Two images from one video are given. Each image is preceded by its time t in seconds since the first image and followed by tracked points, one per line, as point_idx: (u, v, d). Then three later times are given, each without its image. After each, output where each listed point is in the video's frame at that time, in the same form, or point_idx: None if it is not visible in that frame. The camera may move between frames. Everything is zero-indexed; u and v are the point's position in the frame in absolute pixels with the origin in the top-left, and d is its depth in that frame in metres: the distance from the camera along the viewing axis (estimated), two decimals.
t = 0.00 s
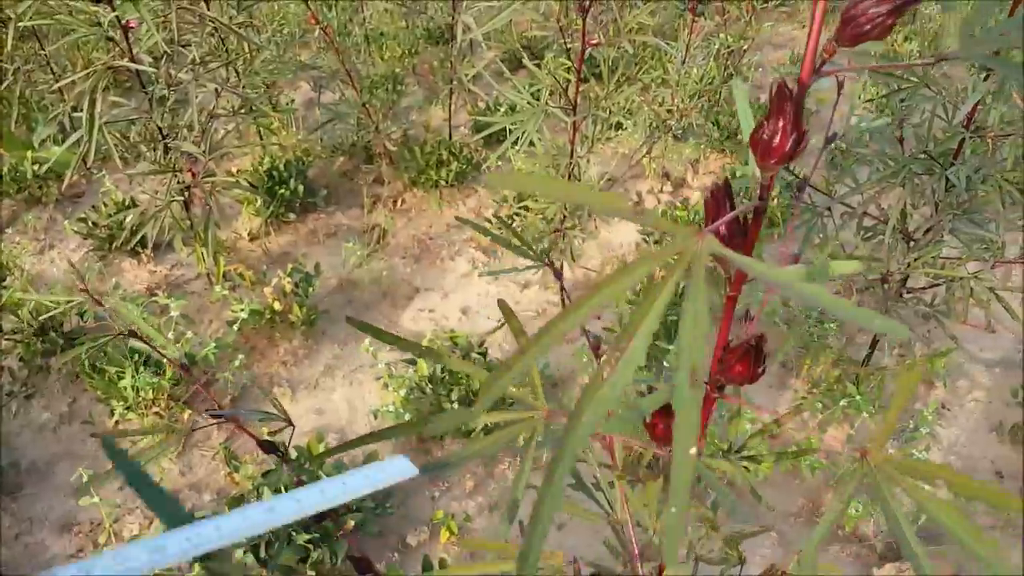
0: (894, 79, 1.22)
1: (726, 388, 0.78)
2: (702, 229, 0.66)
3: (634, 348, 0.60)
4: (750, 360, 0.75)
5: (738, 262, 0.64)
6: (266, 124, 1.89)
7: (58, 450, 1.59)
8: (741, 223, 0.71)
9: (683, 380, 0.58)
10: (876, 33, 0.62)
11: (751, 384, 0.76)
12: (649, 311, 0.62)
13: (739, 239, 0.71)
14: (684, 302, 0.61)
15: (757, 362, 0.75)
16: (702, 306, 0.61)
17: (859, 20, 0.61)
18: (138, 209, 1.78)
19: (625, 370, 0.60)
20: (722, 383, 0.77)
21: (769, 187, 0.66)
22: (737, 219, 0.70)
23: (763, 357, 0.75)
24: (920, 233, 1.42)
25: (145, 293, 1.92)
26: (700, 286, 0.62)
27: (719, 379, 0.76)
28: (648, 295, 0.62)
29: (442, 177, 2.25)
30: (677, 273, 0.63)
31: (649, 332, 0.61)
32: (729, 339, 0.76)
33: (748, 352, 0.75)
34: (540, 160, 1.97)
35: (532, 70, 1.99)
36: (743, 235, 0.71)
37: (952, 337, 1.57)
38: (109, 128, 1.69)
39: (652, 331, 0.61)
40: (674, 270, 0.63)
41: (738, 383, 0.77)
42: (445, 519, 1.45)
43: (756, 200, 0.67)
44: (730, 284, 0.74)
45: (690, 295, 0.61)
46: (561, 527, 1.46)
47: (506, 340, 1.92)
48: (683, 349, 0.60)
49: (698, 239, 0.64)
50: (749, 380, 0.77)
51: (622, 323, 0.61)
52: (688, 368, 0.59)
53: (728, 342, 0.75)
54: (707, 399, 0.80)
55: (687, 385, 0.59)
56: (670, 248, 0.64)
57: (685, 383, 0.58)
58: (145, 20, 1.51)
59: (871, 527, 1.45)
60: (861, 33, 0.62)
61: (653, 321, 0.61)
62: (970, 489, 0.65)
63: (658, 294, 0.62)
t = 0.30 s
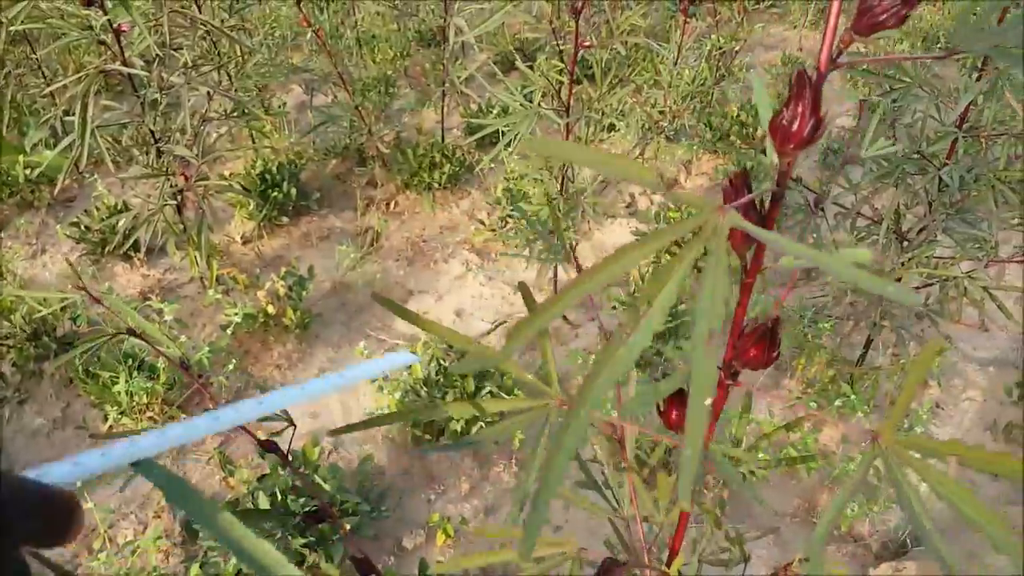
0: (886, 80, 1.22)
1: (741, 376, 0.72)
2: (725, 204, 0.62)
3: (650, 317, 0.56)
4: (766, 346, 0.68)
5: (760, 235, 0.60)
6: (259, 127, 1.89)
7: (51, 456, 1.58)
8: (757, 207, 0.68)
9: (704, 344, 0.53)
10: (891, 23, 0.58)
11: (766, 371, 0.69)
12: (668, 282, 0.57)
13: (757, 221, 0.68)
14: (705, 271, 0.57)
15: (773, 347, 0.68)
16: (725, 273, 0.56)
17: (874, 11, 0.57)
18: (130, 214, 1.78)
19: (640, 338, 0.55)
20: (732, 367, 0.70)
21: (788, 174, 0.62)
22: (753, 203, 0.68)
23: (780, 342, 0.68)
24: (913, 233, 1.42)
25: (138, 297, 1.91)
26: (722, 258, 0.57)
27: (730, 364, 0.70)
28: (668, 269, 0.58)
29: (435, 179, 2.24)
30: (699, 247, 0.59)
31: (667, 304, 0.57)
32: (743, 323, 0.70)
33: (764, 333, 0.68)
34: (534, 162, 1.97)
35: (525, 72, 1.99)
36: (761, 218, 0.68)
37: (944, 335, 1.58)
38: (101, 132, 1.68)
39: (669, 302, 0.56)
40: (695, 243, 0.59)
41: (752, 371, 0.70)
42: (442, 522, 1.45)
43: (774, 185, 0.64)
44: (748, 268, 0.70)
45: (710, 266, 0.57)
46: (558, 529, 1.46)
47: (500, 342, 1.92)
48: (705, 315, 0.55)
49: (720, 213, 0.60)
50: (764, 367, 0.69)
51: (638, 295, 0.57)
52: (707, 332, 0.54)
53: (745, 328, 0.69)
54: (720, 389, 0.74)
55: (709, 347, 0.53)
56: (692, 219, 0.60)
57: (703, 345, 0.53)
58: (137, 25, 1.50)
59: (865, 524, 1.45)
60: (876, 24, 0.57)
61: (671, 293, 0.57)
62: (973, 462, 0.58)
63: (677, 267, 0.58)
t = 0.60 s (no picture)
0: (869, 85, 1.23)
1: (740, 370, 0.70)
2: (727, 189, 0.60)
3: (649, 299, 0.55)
4: (765, 341, 0.67)
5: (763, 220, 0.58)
6: (241, 131, 1.87)
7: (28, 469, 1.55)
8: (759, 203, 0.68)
9: (701, 325, 0.54)
10: (889, 26, 0.56)
11: (764, 367, 0.67)
12: (667, 266, 0.56)
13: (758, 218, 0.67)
14: (703, 255, 0.57)
15: (772, 341, 0.67)
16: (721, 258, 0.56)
17: (873, 13, 0.56)
18: (110, 220, 1.75)
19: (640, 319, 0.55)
20: (732, 363, 0.69)
21: (787, 170, 0.61)
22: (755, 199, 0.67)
23: (780, 336, 0.67)
24: (896, 236, 1.43)
25: (118, 305, 1.89)
26: (720, 243, 0.57)
27: (729, 360, 0.68)
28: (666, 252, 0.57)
29: (421, 183, 2.23)
30: (697, 232, 0.58)
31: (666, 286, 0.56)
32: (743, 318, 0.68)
33: (764, 328, 0.66)
34: (520, 166, 1.97)
35: (510, 76, 1.99)
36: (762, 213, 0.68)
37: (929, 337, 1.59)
38: (80, 137, 1.66)
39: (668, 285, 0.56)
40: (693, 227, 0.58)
41: (749, 366, 0.68)
42: (428, 529, 1.44)
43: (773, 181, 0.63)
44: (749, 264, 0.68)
45: (707, 250, 0.57)
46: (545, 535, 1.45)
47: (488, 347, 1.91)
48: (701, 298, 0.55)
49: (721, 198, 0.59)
50: (760, 364, 0.68)
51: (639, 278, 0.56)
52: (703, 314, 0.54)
53: (744, 324, 0.67)
54: (718, 384, 0.72)
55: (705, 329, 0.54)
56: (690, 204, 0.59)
57: (700, 320, 0.54)
58: (117, 28, 1.48)
59: (852, 527, 1.45)
60: (874, 26, 0.56)
61: (671, 276, 0.56)
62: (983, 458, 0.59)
63: (677, 250, 0.57)
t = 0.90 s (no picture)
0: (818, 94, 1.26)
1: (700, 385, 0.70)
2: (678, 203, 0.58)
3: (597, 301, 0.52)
4: (722, 357, 0.66)
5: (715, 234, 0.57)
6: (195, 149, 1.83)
7: None
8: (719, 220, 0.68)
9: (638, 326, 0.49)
10: (842, 53, 0.57)
11: (722, 383, 0.67)
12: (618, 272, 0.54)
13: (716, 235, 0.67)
14: (651, 260, 0.53)
15: (729, 358, 0.66)
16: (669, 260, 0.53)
17: (828, 39, 0.56)
18: (58, 245, 1.70)
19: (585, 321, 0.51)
20: (689, 380, 0.69)
21: (744, 191, 0.61)
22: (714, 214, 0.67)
23: (737, 353, 0.66)
24: (848, 239, 1.46)
25: (69, 332, 1.84)
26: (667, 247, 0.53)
27: (686, 376, 0.68)
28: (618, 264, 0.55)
29: (381, 197, 2.21)
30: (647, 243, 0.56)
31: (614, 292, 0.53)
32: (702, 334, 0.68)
33: (720, 343, 0.66)
34: (479, 179, 1.97)
35: (467, 89, 1.99)
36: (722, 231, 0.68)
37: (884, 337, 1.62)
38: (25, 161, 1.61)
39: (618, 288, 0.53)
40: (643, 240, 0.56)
41: (707, 383, 0.68)
42: (396, 550, 1.42)
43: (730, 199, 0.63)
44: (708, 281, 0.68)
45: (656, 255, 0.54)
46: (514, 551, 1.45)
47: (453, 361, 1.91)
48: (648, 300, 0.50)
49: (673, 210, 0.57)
50: (719, 380, 0.67)
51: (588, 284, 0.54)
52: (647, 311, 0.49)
53: (701, 340, 0.67)
54: (679, 400, 0.72)
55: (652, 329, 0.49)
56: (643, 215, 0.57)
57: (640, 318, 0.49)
58: (61, 48, 1.44)
59: (816, 527, 1.47)
60: (828, 52, 0.56)
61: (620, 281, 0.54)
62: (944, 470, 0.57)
63: (629, 258, 0.55)
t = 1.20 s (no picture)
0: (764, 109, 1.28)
1: (662, 416, 0.70)
2: (643, 242, 0.59)
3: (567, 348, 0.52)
4: (685, 386, 0.67)
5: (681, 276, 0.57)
6: (141, 176, 1.79)
7: None
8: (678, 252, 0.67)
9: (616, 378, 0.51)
10: (797, 88, 0.58)
11: (685, 414, 0.68)
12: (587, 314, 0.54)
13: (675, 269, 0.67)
14: (621, 305, 0.54)
15: (692, 387, 0.67)
16: (640, 309, 0.54)
17: (784, 75, 0.57)
18: None
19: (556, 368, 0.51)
20: (653, 410, 0.69)
21: (702, 222, 0.61)
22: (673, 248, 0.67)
23: (700, 382, 0.67)
24: (798, 250, 1.49)
25: (13, 368, 1.77)
26: (638, 295, 0.54)
27: (650, 407, 0.68)
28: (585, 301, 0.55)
29: (336, 218, 2.18)
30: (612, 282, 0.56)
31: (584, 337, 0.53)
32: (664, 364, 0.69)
33: (683, 374, 0.67)
34: (435, 198, 1.96)
35: (420, 108, 1.98)
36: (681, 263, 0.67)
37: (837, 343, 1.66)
38: None
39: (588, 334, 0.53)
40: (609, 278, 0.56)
41: (669, 413, 0.69)
42: None
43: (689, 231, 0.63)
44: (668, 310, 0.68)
45: (625, 300, 0.54)
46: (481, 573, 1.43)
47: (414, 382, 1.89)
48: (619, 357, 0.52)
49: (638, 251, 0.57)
50: (682, 410, 0.68)
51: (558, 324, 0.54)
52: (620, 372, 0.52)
53: (663, 371, 0.68)
54: (642, 430, 0.72)
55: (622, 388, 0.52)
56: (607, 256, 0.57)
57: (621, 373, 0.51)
58: None
59: (779, 534, 1.49)
60: (783, 88, 0.57)
61: (590, 324, 0.54)
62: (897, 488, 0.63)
63: (595, 302, 0.55)
